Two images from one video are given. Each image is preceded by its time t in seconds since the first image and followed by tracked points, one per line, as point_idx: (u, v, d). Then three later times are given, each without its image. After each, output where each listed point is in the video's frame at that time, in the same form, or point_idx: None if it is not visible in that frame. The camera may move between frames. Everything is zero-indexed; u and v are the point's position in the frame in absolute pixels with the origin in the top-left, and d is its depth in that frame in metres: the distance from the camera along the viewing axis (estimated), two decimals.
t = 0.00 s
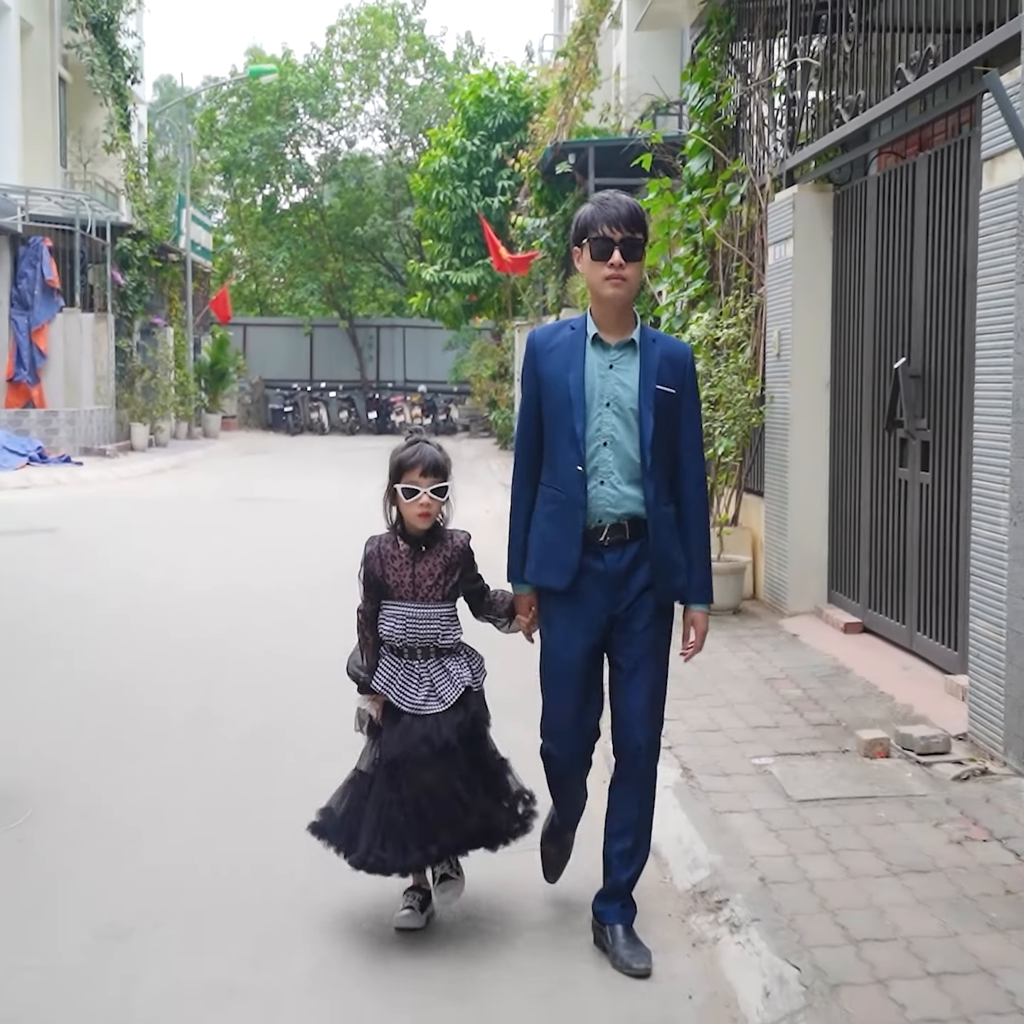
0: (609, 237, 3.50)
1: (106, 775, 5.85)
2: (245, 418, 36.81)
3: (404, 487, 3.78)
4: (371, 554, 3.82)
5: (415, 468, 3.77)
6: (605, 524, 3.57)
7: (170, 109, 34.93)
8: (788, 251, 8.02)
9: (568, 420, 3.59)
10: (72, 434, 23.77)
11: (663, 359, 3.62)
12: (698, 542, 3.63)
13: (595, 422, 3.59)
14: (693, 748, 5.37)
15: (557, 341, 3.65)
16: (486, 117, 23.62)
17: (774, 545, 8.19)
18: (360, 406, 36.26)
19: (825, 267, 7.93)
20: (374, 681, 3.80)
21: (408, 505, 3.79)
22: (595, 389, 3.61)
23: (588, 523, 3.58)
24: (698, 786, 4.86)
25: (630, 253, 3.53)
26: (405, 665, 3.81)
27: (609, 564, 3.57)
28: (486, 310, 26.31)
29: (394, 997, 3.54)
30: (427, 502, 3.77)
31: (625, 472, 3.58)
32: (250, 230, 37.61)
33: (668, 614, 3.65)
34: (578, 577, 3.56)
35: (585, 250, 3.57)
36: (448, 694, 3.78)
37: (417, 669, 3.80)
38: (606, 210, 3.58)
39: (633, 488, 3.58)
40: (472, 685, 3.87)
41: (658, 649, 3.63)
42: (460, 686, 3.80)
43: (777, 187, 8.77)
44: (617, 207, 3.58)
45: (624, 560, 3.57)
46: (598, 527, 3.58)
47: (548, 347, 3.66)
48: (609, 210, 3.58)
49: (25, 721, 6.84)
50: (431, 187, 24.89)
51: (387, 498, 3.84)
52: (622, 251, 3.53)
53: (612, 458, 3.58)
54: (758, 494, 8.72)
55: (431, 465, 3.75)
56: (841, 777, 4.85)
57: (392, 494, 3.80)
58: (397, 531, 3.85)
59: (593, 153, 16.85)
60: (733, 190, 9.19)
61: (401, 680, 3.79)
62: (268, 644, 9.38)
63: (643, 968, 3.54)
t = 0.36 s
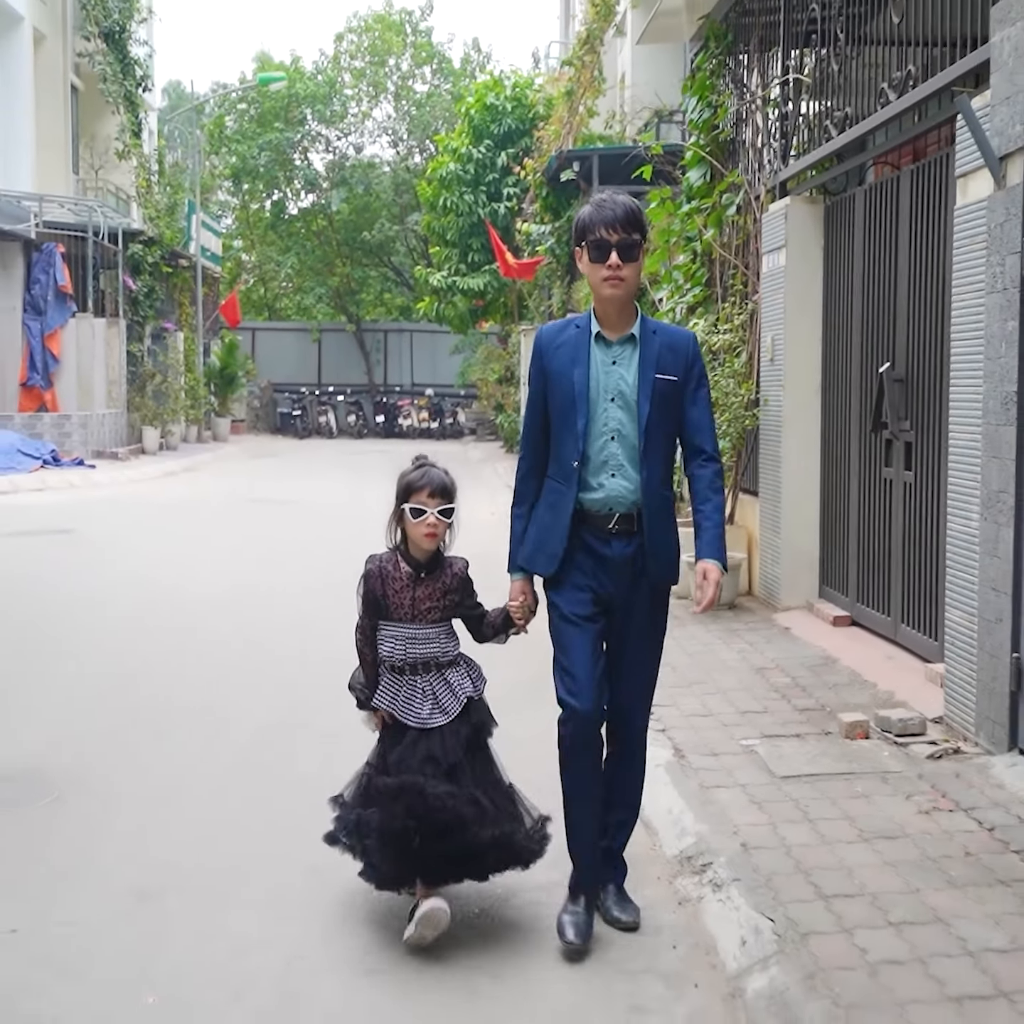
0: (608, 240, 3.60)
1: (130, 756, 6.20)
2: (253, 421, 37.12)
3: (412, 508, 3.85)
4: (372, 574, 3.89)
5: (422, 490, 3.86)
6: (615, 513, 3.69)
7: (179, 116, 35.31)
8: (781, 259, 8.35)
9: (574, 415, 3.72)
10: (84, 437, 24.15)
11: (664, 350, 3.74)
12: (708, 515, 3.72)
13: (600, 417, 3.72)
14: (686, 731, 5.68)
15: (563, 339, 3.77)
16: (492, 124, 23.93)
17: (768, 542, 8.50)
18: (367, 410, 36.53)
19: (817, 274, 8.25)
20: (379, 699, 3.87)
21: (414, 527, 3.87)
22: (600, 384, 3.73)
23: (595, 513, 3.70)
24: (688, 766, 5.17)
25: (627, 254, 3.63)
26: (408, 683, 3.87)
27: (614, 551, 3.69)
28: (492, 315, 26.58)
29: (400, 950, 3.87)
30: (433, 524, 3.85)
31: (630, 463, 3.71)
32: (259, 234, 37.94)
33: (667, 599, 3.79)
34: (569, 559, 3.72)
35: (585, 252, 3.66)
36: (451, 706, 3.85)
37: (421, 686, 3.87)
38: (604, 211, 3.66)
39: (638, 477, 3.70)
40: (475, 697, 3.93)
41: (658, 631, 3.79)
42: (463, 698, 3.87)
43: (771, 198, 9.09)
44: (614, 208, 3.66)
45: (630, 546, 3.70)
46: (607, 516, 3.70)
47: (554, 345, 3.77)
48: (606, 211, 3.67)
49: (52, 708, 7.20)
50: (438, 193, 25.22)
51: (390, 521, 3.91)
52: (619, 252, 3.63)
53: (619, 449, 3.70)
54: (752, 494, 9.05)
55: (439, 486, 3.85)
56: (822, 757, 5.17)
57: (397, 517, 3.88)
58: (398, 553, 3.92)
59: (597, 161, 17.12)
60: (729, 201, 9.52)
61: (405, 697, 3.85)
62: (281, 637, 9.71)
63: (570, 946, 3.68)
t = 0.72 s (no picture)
0: (600, 261, 3.67)
1: (152, 736, 6.57)
2: (258, 421, 37.49)
3: (419, 494, 3.91)
4: (382, 560, 3.95)
5: (429, 478, 3.93)
6: (618, 530, 3.76)
7: (184, 119, 35.66)
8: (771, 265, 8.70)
9: (577, 436, 3.79)
10: (93, 437, 24.55)
11: (662, 369, 3.81)
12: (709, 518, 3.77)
13: (603, 435, 3.79)
14: (675, 710, 6.05)
15: (564, 363, 3.85)
16: (494, 128, 24.27)
17: (760, 536, 8.86)
18: (370, 410, 36.92)
19: (804, 280, 8.60)
20: (384, 683, 3.94)
21: (422, 512, 3.92)
22: (601, 404, 3.81)
23: (602, 531, 3.76)
24: (676, 741, 5.53)
25: (620, 275, 3.69)
26: (413, 666, 3.95)
27: (617, 567, 3.76)
28: (494, 315, 26.90)
29: (408, 906, 4.23)
30: (441, 511, 3.92)
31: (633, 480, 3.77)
32: (263, 236, 38.36)
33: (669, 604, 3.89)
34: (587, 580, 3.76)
35: (580, 274, 3.74)
36: (455, 691, 3.96)
37: (425, 669, 3.96)
38: (597, 234, 3.73)
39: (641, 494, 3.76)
40: (477, 683, 4.04)
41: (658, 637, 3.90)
42: (466, 683, 3.98)
43: (762, 206, 9.44)
44: (606, 230, 3.72)
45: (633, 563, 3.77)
46: (611, 533, 3.76)
47: (555, 368, 3.86)
48: (599, 234, 3.73)
49: (74, 690, 7.56)
50: (441, 196, 25.59)
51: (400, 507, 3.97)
52: (613, 274, 3.70)
53: (623, 466, 3.76)
54: (743, 489, 9.44)
55: (445, 474, 3.92)
56: (802, 733, 5.53)
57: (409, 502, 3.93)
58: (406, 538, 3.99)
59: (598, 166, 17.44)
60: (722, 208, 9.88)
61: (410, 681, 3.94)
62: (292, 624, 10.10)
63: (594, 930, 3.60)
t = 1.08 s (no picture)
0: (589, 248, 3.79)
1: (166, 714, 6.93)
2: (259, 416, 37.82)
3: (412, 491, 4.06)
4: (379, 555, 4.10)
5: (421, 474, 4.07)
6: (603, 510, 3.87)
7: (186, 116, 35.98)
8: (757, 266, 9.05)
9: (564, 417, 3.91)
10: (98, 432, 24.88)
11: (647, 353, 3.94)
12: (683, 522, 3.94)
13: (589, 418, 3.92)
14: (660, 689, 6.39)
15: (551, 346, 3.97)
16: (493, 127, 24.59)
17: (746, 526, 9.20)
18: (371, 405, 37.27)
19: (789, 280, 8.94)
20: (381, 672, 4.07)
21: (415, 508, 4.06)
22: (588, 386, 3.93)
23: (585, 512, 3.89)
24: (660, 717, 5.87)
25: (610, 262, 3.82)
26: (411, 657, 4.07)
27: (602, 546, 3.86)
28: (494, 312, 27.20)
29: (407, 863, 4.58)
30: (434, 506, 4.06)
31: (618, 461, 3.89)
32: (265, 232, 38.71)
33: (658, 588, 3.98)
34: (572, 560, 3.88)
35: (570, 262, 3.86)
36: (452, 684, 4.06)
37: (422, 661, 4.07)
38: (586, 222, 3.85)
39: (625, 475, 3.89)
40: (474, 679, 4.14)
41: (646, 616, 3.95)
42: (462, 676, 4.08)
43: (750, 207, 9.78)
44: (596, 218, 3.84)
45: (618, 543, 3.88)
46: (596, 513, 3.88)
47: (542, 351, 3.98)
48: (588, 221, 3.85)
49: (89, 672, 7.91)
50: (441, 193, 25.93)
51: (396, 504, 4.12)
52: (603, 261, 3.82)
53: (607, 448, 3.89)
54: (731, 482, 9.79)
55: (437, 471, 4.06)
56: (778, 710, 5.88)
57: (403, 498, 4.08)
58: (403, 535, 4.13)
59: (595, 165, 17.77)
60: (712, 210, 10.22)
61: (407, 671, 4.05)
62: (297, 609, 10.46)
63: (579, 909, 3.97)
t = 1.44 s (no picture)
0: (586, 235, 3.91)
1: (174, 690, 7.24)
2: (260, 408, 38.08)
3: (398, 484, 4.05)
4: (366, 550, 4.11)
5: (409, 468, 4.06)
6: (582, 491, 4.02)
7: (187, 110, 36.22)
8: (744, 261, 9.35)
9: (549, 398, 4.04)
10: (100, 423, 25.17)
11: (633, 340, 4.07)
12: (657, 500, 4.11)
13: (573, 400, 4.05)
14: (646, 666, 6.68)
15: (538, 326, 4.10)
16: (491, 121, 24.86)
17: (733, 513, 9.50)
18: (371, 397, 37.55)
19: (774, 273, 9.24)
20: (369, 666, 4.07)
21: (402, 501, 4.07)
22: (574, 369, 4.06)
23: (566, 491, 4.03)
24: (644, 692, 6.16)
25: (604, 250, 3.95)
26: (398, 650, 4.07)
27: (582, 525, 4.02)
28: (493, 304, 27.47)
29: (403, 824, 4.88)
30: (418, 498, 4.05)
31: (600, 444, 4.03)
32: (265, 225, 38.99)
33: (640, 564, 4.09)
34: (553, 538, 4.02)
35: (563, 246, 3.99)
36: (439, 678, 4.05)
37: (410, 653, 4.06)
38: (583, 208, 3.97)
39: (607, 458, 4.03)
40: (462, 672, 4.13)
41: (631, 590, 4.05)
42: (450, 670, 4.07)
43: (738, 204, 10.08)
44: (592, 206, 3.96)
45: (598, 522, 4.03)
46: (575, 493, 4.03)
47: (529, 331, 4.10)
48: (585, 209, 3.97)
49: (100, 652, 8.21)
50: (440, 187, 26.24)
51: (383, 497, 4.11)
52: (597, 248, 3.96)
53: (589, 431, 4.03)
54: (720, 470, 10.10)
55: (424, 464, 4.05)
56: (756, 684, 6.18)
57: (390, 491, 4.07)
58: (391, 528, 4.13)
59: (592, 160, 18.04)
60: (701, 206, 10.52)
61: (395, 663, 4.05)
62: (299, 593, 10.76)
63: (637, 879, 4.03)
